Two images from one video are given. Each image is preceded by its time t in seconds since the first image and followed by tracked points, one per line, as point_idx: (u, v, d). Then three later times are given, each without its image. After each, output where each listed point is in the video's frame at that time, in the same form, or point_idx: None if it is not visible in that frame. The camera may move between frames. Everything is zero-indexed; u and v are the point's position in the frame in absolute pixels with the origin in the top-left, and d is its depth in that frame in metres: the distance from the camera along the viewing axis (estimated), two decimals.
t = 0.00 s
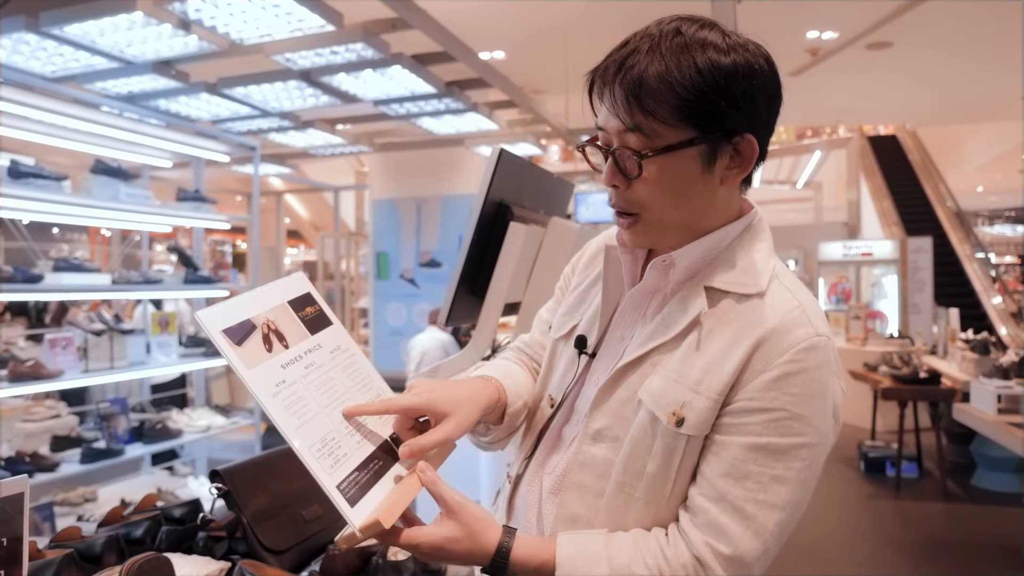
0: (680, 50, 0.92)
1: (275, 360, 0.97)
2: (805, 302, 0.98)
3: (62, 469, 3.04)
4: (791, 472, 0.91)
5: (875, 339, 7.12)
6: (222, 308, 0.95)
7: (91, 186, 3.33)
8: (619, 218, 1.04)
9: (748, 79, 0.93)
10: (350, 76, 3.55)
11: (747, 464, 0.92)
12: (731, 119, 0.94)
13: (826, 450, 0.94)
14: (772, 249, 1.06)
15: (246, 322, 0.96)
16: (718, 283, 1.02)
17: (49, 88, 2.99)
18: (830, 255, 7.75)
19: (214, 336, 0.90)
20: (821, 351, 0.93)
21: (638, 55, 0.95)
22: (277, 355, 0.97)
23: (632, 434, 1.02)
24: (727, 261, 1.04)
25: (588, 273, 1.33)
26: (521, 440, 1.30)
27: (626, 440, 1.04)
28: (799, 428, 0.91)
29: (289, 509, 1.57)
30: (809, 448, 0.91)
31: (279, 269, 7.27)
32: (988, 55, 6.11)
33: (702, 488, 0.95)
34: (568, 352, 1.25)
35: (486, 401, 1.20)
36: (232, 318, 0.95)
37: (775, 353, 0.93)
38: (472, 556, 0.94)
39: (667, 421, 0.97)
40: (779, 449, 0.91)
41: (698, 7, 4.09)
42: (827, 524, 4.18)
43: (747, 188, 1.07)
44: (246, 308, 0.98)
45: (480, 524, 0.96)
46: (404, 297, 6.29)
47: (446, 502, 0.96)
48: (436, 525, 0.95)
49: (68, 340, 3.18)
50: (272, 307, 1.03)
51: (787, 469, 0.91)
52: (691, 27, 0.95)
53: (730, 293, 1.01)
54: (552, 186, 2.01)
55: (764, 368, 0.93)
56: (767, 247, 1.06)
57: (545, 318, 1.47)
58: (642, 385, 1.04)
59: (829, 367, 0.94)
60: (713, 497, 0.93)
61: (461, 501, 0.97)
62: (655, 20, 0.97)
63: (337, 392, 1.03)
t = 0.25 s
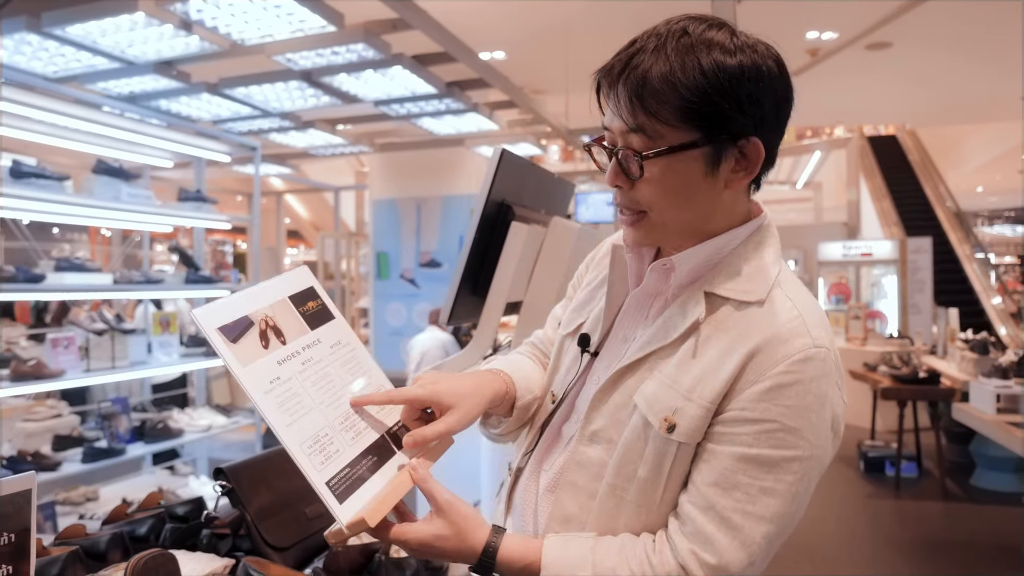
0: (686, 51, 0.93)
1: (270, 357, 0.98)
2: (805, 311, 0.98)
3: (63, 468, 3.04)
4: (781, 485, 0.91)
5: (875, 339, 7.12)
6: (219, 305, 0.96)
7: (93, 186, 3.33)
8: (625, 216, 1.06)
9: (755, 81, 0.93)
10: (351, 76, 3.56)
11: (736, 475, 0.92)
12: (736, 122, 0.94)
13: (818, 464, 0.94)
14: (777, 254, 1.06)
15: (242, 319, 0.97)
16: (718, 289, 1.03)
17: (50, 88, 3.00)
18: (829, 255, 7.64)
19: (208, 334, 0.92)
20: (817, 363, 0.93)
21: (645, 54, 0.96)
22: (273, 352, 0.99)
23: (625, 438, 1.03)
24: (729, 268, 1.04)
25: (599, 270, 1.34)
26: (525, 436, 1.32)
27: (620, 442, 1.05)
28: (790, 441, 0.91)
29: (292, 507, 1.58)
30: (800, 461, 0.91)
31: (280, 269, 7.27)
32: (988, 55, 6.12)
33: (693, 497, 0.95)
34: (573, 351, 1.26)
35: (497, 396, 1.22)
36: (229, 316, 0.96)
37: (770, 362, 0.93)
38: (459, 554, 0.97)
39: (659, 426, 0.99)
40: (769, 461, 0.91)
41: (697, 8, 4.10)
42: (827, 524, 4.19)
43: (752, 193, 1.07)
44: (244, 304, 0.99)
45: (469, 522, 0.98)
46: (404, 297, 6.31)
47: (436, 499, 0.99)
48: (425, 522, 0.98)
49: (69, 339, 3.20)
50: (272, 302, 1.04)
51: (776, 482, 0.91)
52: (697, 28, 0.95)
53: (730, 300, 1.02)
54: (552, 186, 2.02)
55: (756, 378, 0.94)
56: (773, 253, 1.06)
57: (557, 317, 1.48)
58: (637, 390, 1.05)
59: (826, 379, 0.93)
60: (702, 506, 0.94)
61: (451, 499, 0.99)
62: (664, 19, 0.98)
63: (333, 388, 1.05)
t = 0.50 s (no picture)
0: (683, 48, 0.94)
1: (267, 357, 1.00)
2: (803, 310, 0.99)
3: (65, 467, 3.05)
4: (778, 484, 0.92)
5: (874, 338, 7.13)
6: (218, 306, 0.99)
7: (94, 185, 3.34)
8: (624, 215, 1.07)
9: (753, 76, 0.94)
10: (351, 76, 3.56)
11: (731, 473, 0.92)
12: (735, 117, 0.95)
13: (816, 465, 0.94)
14: (777, 253, 1.07)
15: (240, 319, 1.00)
16: (717, 288, 1.04)
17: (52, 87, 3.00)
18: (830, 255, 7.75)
19: (206, 333, 0.95)
20: (815, 361, 0.93)
21: (642, 51, 0.98)
22: (270, 351, 1.01)
23: (623, 438, 1.04)
24: (729, 266, 1.05)
25: (601, 270, 1.35)
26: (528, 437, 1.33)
27: (619, 441, 1.06)
28: (787, 439, 0.91)
29: (295, 504, 1.59)
30: (797, 460, 0.91)
31: (280, 269, 7.28)
32: (987, 55, 6.13)
33: (688, 495, 0.96)
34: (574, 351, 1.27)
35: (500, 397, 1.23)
36: (227, 315, 0.98)
37: (768, 359, 0.94)
38: (452, 554, 0.97)
39: (657, 426, 0.99)
40: (765, 460, 0.91)
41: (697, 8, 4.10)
42: (826, 523, 4.19)
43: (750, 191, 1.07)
44: (242, 305, 1.02)
45: (461, 523, 0.99)
46: (405, 296, 6.31)
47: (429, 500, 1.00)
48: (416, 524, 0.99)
49: (71, 339, 3.20)
50: (271, 303, 1.07)
51: (772, 480, 0.91)
52: (694, 24, 0.96)
53: (729, 298, 1.03)
54: (554, 186, 2.03)
55: (753, 376, 0.94)
56: (774, 252, 1.07)
57: (560, 317, 1.49)
58: (635, 390, 1.06)
59: (824, 379, 0.94)
60: (698, 505, 0.94)
61: (444, 500, 1.00)
62: (662, 18, 0.99)
63: (330, 387, 1.06)
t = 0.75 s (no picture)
0: (666, 47, 0.94)
1: (259, 364, 1.00)
2: (800, 305, 0.99)
3: (64, 468, 3.04)
4: (780, 479, 0.92)
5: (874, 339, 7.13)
6: (208, 314, 0.99)
7: (93, 186, 3.34)
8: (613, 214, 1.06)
9: (739, 70, 0.94)
10: (350, 76, 3.56)
11: (733, 469, 0.92)
12: (723, 110, 0.95)
13: (817, 459, 0.94)
14: (771, 249, 1.07)
15: (231, 327, 1.00)
16: (712, 284, 1.04)
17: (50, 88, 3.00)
18: (829, 255, 7.69)
19: (196, 340, 0.95)
20: (814, 354, 0.94)
21: (626, 50, 0.98)
22: (262, 358, 1.01)
23: (623, 439, 1.04)
24: (725, 262, 1.05)
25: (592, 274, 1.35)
26: (523, 441, 1.32)
27: (619, 442, 1.05)
28: (787, 433, 0.91)
29: (292, 506, 1.59)
30: (799, 455, 0.91)
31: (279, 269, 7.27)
32: (987, 55, 6.12)
33: (690, 493, 0.96)
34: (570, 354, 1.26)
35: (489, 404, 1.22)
36: (217, 324, 0.99)
37: (767, 353, 0.94)
38: (450, 563, 0.97)
39: (656, 425, 0.99)
40: (767, 455, 0.92)
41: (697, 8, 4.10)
42: (826, 524, 4.19)
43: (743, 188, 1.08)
44: (232, 313, 1.02)
45: (457, 530, 0.98)
46: (405, 296, 6.31)
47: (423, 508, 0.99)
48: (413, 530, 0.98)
49: (70, 340, 3.20)
50: (262, 311, 1.07)
51: (774, 475, 0.91)
52: (680, 22, 0.96)
53: (725, 295, 1.03)
54: (552, 186, 2.02)
55: (751, 371, 0.94)
56: (767, 249, 1.07)
57: (552, 321, 1.48)
58: (634, 389, 1.06)
59: (823, 373, 0.94)
60: (700, 503, 0.94)
61: (440, 508, 1.00)
62: (645, 17, 0.99)
63: (323, 394, 1.06)
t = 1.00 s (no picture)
0: (676, 39, 0.98)
1: (247, 374, 0.99)
2: (783, 298, 1.00)
3: (60, 470, 3.04)
4: (772, 471, 0.92)
5: (872, 339, 7.12)
6: (195, 324, 0.99)
7: (88, 187, 3.33)
8: (607, 204, 1.02)
9: (738, 71, 0.99)
10: (347, 77, 3.56)
11: (726, 465, 0.93)
12: (724, 106, 0.99)
13: (807, 451, 0.95)
14: (750, 246, 1.08)
15: (219, 336, 1.00)
16: (696, 284, 1.04)
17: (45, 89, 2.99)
18: (828, 255, 7.76)
19: (183, 349, 0.94)
20: (801, 348, 0.94)
21: (634, 39, 0.99)
22: (250, 367, 1.00)
23: (614, 442, 1.03)
24: (707, 261, 1.06)
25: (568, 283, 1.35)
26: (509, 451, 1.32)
27: (610, 448, 1.04)
28: (778, 427, 0.92)
29: (282, 511, 1.58)
30: (792, 447, 0.92)
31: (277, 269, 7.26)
32: (986, 56, 6.12)
33: (683, 491, 0.96)
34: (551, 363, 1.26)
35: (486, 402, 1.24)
36: (204, 333, 0.98)
37: (755, 350, 0.94)
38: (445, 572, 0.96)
39: (648, 427, 0.98)
40: (759, 448, 0.92)
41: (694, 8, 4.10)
42: (824, 525, 4.18)
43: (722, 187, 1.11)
44: (221, 322, 1.01)
45: (451, 538, 0.98)
46: (403, 297, 6.30)
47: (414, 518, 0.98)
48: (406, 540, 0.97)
49: (65, 341, 3.19)
50: (252, 320, 1.06)
51: (767, 468, 0.92)
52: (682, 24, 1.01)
53: (709, 294, 1.03)
54: (545, 189, 2.02)
55: (740, 367, 0.94)
56: (745, 247, 1.08)
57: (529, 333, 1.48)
58: (623, 392, 1.05)
59: (809, 365, 0.95)
60: (694, 500, 0.94)
61: (433, 517, 0.99)
62: (643, 17, 1.03)
63: (314, 403, 1.05)
